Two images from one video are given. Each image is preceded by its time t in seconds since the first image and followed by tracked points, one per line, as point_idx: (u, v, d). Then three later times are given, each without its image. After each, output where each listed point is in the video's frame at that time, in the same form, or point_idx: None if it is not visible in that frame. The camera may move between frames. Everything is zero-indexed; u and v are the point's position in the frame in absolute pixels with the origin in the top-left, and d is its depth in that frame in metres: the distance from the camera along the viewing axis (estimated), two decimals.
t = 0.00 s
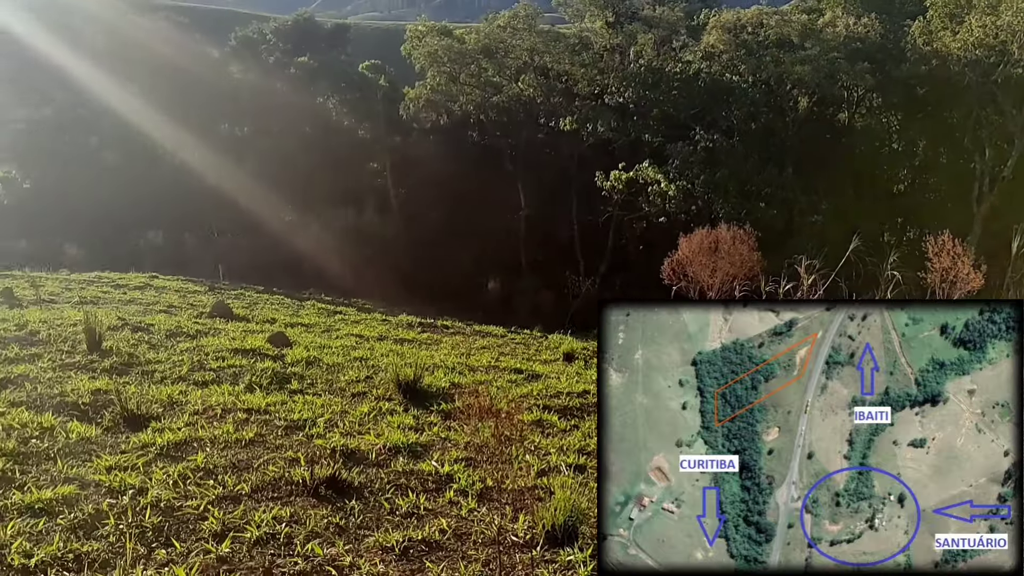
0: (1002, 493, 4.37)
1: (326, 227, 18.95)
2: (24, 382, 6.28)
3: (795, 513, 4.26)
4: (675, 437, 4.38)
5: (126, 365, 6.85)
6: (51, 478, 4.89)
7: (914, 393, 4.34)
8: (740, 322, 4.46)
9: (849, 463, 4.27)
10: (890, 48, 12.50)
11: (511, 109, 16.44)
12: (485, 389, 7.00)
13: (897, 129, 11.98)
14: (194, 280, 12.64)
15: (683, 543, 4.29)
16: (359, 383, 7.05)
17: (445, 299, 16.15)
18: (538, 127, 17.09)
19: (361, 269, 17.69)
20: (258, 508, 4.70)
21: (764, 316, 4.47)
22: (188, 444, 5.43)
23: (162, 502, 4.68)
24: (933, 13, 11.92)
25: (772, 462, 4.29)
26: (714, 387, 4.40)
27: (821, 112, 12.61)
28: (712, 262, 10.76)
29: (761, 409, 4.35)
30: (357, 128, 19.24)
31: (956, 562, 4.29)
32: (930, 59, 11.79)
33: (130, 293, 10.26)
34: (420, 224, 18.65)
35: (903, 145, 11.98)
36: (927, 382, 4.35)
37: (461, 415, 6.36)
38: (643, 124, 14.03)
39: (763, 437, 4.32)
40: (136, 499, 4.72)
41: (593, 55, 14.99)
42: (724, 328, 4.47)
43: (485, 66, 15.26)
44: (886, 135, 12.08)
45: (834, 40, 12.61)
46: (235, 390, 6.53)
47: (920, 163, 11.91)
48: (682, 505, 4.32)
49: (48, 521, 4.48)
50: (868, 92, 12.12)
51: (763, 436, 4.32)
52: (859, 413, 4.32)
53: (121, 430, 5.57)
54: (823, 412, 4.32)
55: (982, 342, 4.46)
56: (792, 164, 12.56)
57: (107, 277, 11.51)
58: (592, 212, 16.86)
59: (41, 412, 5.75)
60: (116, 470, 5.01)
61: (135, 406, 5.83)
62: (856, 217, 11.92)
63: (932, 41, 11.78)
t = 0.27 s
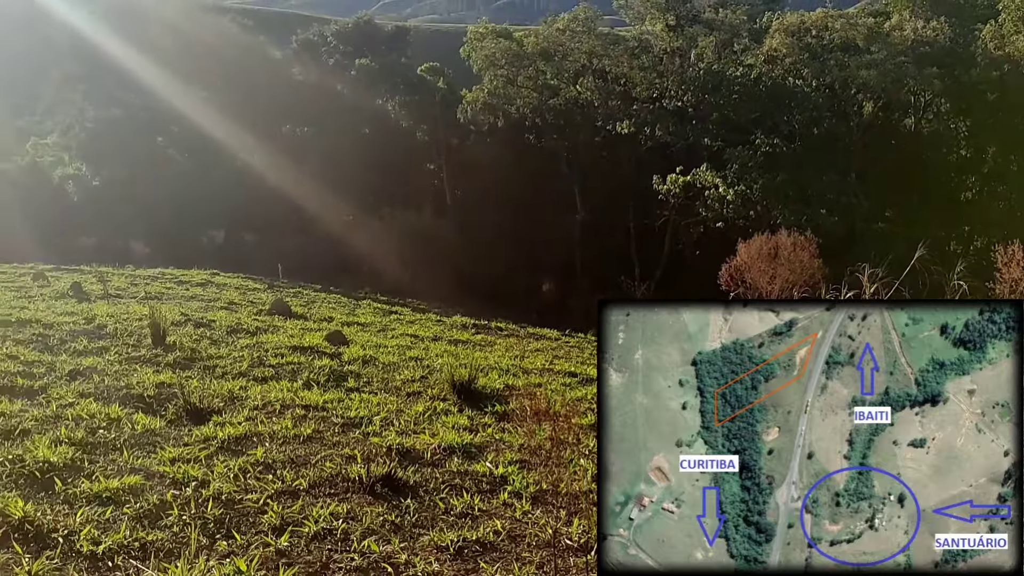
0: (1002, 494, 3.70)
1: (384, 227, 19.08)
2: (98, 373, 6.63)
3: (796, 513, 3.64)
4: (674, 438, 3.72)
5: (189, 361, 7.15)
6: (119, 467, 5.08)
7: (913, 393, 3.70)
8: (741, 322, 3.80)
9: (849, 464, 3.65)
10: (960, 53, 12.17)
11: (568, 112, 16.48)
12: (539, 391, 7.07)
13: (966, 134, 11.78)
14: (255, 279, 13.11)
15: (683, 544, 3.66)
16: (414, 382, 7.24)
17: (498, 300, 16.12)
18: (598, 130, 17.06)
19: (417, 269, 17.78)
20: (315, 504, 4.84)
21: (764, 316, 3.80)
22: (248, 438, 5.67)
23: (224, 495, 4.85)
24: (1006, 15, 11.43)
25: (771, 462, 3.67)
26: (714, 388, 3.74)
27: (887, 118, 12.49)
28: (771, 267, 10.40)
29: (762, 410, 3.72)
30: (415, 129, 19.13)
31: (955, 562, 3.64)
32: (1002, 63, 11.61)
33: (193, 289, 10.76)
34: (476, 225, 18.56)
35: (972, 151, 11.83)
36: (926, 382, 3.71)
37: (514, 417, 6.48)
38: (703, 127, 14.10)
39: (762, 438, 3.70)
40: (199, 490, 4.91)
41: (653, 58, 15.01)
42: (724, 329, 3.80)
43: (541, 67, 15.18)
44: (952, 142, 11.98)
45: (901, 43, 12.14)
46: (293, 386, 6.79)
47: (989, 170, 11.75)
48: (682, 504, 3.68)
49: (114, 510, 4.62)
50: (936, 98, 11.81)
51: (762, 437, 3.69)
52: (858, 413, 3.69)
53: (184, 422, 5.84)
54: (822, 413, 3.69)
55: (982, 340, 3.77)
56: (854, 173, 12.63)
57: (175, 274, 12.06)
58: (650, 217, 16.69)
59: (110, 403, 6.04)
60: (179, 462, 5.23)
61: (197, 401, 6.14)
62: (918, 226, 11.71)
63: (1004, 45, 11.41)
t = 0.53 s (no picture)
0: (1003, 494, 4.35)
1: (440, 229, 19.38)
2: (163, 367, 6.88)
3: (796, 513, 4.26)
4: (675, 437, 4.37)
5: (248, 359, 7.41)
6: (182, 460, 5.33)
7: (912, 392, 4.40)
8: (740, 322, 4.53)
9: (848, 463, 4.30)
10: None
11: (626, 115, 16.78)
12: (596, 396, 7.11)
13: None
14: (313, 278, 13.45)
15: (684, 543, 4.25)
16: (469, 384, 7.37)
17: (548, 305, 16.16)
18: (655, 135, 17.15)
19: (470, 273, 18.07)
20: (371, 502, 5.00)
21: (764, 316, 4.56)
22: (306, 435, 5.90)
23: (282, 490, 5.07)
24: None
25: (771, 462, 4.31)
26: (714, 388, 4.45)
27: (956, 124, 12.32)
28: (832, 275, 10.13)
29: (761, 409, 4.39)
30: (468, 132, 19.37)
31: (955, 562, 4.25)
32: None
33: (252, 288, 11.17)
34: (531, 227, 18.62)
35: None
36: (925, 381, 4.43)
37: (569, 422, 6.51)
38: (762, 133, 13.59)
39: (762, 437, 4.35)
40: (258, 485, 5.13)
41: (714, 63, 14.54)
42: (724, 328, 4.54)
43: (599, 72, 15.43)
44: None
45: (970, 50, 12.67)
46: (348, 385, 7.00)
47: None
48: (682, 505, 4.30)
49: (177, 502, 4.86)
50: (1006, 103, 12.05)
51: (763, 436, 4.34)
52: (858, 413, 4.37)
53: (243, 417, 6.11)
54: (822, 412, 4.37)
55: (981, 340, 4.55)
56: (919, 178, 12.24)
57: (237, 272, 12.49)
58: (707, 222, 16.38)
59: (173, 396, 6.30)
60: (238, 456, 5.48)
61: (256, 398, 6.43)
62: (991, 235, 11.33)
63: None
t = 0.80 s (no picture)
0: (1003, 493, 3.71)
1: (493, 233, 19.74)
2: (219, 366, 7.18)
3: (795, 513, 3.64)
4: (674, 437, 3.75)
5: (301, 358, 7.69)
6: (237, 457, 5.56)
7: (912, 391, 3.75)
8: (740, 321, 3.90)
9: (848, 463, 3.67)
10: None
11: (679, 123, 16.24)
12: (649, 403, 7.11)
13: None
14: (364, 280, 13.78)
15: (683, 542, 3.63)
16: (519, 389, 7.45)
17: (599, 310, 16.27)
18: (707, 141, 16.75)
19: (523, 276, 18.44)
20: (422, 503, 5.13)
21: (763, 315, 3.91)
22: (357, 435, 6.09)
23: (335, 488, 5.24)
24: None
25: (770, 462, 3.69)
26: (714, 387, 3.83)
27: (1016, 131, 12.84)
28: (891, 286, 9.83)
29: (761, 409, 3.77)
30: (522, 137, 18.96)
31: (955, 562, 3.61)
32: None
33: (305, 289, 11.52)
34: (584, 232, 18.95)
35: None
36: (926, 381, 3.78)
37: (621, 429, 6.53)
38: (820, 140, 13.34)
39: (762, 438, 3.73)
40: (312, 483, 5.32)
41: (771, 68, 14.17)
42: (724, 328, 3.90)
43: (654, 78, 15.05)
44: None
45: None
46: (400, 387, 7.18)
47: None
48: (681, 505, 3.68)
49: (234, 497, 5.09)
50: None
51: (762, 437, 3.72)
52: (858, 412, 3.72)
53: (296, 416, 6.33)
54: (821, 412, 3.73)
55: (983, 340, 3.89)
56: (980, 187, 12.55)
57: (292, 274, 12.92)
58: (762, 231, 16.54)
59: (229, 395, 6.56)
60: (291, 454, 5.68)
61: (310, 396, 6.67)
62: None
63: None
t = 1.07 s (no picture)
0: (1003, 494, 3.77)
1: (543, 237, 19.75)
2: (272, 366, 7.44)
3: (795, 513, 3.74)
4: (674, 438, 3.87)
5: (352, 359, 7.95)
6: (290, 455, 5.78)
7: (912, 393, 3.84)
8: (740, 321, 4.04)
9: (848, 464, 3.76)
10: None
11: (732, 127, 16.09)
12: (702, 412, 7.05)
13: None
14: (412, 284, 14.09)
15: (682, 543, 3.74)
16: (567, 395, 7.52)
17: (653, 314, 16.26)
18: (762, 147, 16.25)
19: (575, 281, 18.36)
20: (471, 505, 5.29)
21: (763, 316, 4.06)
22: (408, 435, 6.26)
23: (385, 489, 5.43)
24: None
25: (771, 462, 3.81)
26: (714, 388, 3.96)
27: None
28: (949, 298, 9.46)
29: (761, 410, 3.89)
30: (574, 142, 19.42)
31: (955, 563, 3.69)
32: None
33: (357, 291, 11.83)
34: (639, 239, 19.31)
35: None
36: (926, 382, 3.88)
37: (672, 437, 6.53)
38: (879, 147, 12.88)
39: (762, 438, 3.85)
40: (363, 483, 5.52)
41: (829, 74, 13.90)
42: (724, 328, 4.05)
43: (708, 84, 15.34)
44: None
45: None
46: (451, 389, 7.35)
47: None
48: (681, 506, 3.79)
49: (287, 494, 5.33)
50: None
51: (763, 436, 3.84)
52: (858, 413, 3.82)
53: (346, 417, 6.53)
54: (821, 412, 3.84)
55: (982, 340, 4.01)
56: None
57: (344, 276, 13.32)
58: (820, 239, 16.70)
59: (281, 394, 6.81)
60: (342, 454, 5.88)
61: (362, 398, 6.87)
62: None
63: None
